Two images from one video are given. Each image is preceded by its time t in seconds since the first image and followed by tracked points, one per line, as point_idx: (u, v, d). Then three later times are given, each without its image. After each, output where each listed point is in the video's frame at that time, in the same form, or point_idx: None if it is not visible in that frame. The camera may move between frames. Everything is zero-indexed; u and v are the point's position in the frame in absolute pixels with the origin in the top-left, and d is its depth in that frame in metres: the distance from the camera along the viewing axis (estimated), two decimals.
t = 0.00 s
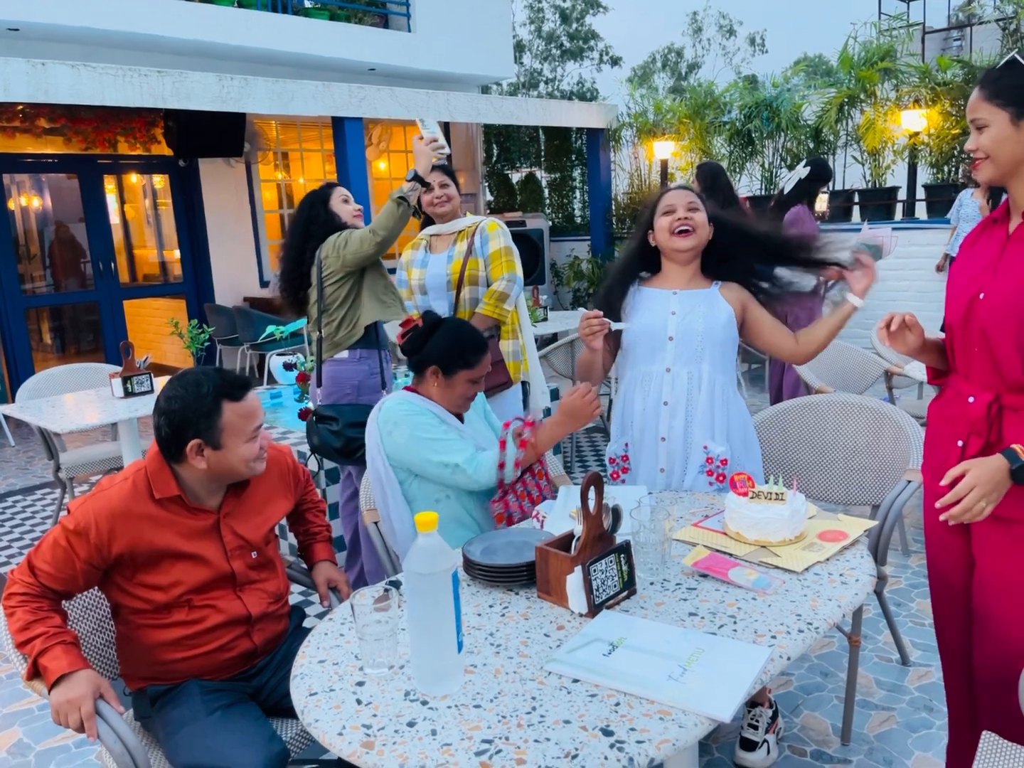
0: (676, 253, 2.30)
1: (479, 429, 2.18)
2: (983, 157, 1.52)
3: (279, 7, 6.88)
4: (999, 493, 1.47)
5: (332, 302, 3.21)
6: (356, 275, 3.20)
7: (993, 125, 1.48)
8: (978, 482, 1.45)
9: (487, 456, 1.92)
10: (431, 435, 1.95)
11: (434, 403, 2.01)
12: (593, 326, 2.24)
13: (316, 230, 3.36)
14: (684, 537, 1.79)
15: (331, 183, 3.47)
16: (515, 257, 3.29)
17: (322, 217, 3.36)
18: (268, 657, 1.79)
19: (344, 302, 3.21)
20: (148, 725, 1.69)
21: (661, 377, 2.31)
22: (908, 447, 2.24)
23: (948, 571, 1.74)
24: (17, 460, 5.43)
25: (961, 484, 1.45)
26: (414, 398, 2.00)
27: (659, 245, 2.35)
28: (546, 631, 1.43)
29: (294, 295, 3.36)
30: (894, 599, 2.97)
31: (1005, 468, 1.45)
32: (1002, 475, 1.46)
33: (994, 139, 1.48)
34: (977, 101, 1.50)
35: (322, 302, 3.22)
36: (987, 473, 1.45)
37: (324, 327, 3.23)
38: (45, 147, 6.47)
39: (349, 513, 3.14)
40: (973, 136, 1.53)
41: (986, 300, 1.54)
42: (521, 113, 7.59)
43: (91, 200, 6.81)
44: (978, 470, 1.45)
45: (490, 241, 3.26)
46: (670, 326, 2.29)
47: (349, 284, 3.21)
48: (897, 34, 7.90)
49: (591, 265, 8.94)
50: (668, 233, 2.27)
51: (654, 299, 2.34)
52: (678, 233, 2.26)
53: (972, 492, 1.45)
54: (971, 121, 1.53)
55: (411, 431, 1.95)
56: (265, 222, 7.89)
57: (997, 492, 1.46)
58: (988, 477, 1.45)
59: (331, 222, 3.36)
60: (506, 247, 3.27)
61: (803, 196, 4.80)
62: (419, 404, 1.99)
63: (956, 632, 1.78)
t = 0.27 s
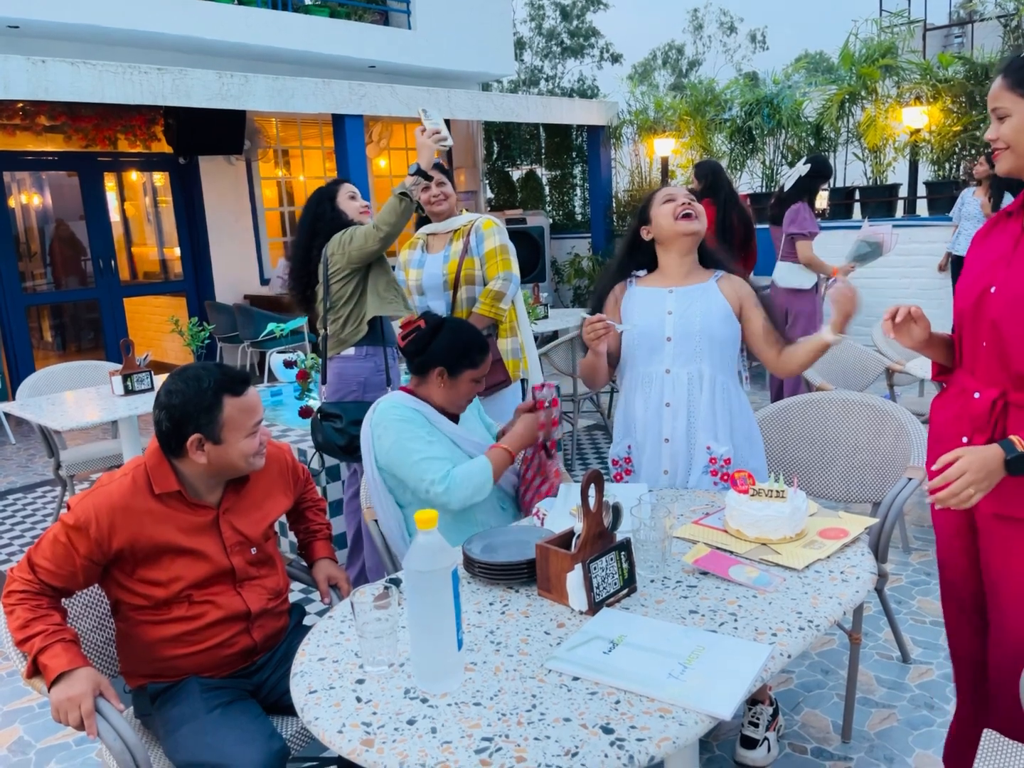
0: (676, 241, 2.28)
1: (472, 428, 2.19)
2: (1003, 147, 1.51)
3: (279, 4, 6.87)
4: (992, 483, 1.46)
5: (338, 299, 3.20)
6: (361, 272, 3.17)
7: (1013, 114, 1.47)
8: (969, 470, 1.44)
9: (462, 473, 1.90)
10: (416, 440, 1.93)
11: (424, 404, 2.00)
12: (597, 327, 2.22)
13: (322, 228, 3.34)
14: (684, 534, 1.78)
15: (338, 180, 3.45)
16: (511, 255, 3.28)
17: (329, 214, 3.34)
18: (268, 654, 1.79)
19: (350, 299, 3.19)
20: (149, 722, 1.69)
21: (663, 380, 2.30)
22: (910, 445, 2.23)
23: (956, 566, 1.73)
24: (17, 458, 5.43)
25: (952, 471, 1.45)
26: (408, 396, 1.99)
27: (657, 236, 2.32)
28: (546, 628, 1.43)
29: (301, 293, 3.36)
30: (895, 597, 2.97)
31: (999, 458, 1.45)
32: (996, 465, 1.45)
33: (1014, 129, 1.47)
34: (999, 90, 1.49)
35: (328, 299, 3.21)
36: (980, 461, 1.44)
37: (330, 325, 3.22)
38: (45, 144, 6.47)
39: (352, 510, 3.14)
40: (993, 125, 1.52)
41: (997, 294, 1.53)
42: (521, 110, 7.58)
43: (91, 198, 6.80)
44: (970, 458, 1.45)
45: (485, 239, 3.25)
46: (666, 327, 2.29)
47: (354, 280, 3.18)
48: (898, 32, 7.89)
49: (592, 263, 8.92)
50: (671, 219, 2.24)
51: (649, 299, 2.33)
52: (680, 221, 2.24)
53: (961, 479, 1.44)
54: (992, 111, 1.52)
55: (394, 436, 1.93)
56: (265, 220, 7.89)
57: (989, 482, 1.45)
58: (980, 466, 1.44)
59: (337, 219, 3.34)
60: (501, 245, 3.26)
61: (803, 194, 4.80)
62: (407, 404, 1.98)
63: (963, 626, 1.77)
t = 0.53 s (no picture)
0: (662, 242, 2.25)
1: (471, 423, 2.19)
2: (1015, 142, 1.50)
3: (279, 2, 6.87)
4: (1000, 484, 1.46)
5: (345, 297, 3.19)
6: (367, 270, 3.15)
7: None
8: (976, 473, 1.44)
9: (459, 484, 1.88)
10: (413, 448, 1.92)
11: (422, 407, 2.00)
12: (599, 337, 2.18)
13: (329, 226, 3.32)
14: (685, 532, 1.78)
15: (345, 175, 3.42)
16: (509, 250, 3.28)
17: (336, 212, 3.32)
18: (269, 652, 1.79)
19: (356, 298, 3.19)
20: (148, 720, 1.68)
21: (661, 385, 2.29)
22: (911, 443, 2.23)
23: (967, 564, 1.74)
24: (18, 456, 5.43)
25: (959, 474, 1.44)
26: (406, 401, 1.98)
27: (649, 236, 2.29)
28: (547, 626, 1.42)
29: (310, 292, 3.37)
30: (896, 594, 2.97)
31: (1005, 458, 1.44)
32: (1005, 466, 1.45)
33: None
34: (1012, 85, 1.49)
35: (336, 298, 3.21)
36: (988, 461, 1.44)
37: (337, 323, 3.23)
38: (45, 142, 6.47)
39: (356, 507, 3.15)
40: (1006, 120, 1.52)
41: (1009, 293, 1.52)
42: (522, 107, 7.57)
43: (91, 196, 6.80)
44: (976, 460, 1.44)
45: (483, 236, 3.25)
46: (660, 330, 2.28)
47: (361, 279, 3.17)
48: (899, 28, 7.85)
49: (593, 260, 8.91)
50: (656, 223, 2.22)
51: (646, 301, 2.33)
52: (664, 223, 2.20)
53: (969, 482, 1.43)
54: (1004, 106, 1.52)
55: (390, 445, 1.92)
56: (266, 217, 7.88)
57: (995, 484, 1.45)
58: (987, 468, 1.44)
59: (344, 217, 3.32)
60: (499, 241, 3.26)
61: (804, 191, 4.79)
62: (403, 409, 1.97)
63: (970, 623, 1.78)
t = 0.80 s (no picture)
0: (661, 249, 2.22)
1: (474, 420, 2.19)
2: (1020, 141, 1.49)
3: None
4: (997, 481, 1.46)
5: (356, 295, 3.21)
6: (376, 269, 3.14)
7: None
8: (970, 469, 1.44)
9: (481, 490, 1.93)
10: (428, 455, 1.93)
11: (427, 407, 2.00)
12: (593, 336, 2.19)
13: (341, 225, 3.35)
14: (686, 529, 1.78)
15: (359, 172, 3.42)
16: (512, 246, 3.30)
17: (347, 211, 3.34)
18: (270, 649, 1.79)
19: (365, 297, 3.19)
20: (149, 717, 1.68)
21: (661, 383, 2.29)
22: (913, 440, 2.22)
23: (973, 562, 1.73)
24: (19, 453, 5.43)
25: (952, 469, 1.45)
26: (415, 407, 1.96)
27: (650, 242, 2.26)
28: (547, 623, 1.42)
29: (324, 290, 3.42)
30: (896, 591, 2.97)
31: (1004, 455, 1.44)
32: (1004, 463, 1.44)
33: None
34: (1015, 84, 1.49)
35: (347, 295, 3.23)
36: (984, 458, 1.44)
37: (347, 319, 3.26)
38: (45, 140, 6.46)
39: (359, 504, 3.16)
40: (1010, 120, 1.51)
41: (1014, 292, 1.52)
42: (523, 104, 7.56)
43: (91, 193, 6.80)
44: (971, 457, 1.45)
45: (486, 233, 3.27)
46: (659, 328, 2.27)
47: (371, 278, 3.16)
48: (901, 24, 7.85)
49: (594, 257, 8.90)
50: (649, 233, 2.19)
51: (650, 299, 2.32)
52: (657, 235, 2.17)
53: (962, 477, 1.44)
54: (1009, 105, 1.52)
55: (412, 459, 1.92)
56: (266, 215, 7.87)
57: (990, 480, 1.45)
58: (982, 465, 1.44)
59: (356, 216, 3.33)
60: (503, 237, 3.28)
61: (805, 188, 4.78)
62: (415, 416, 1.95)
63: (971, 620, 1.78)
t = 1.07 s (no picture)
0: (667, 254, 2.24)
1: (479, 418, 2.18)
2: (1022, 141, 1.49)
3: None
4: (996, 476, 1.46)
5: (364, 290, 3.22)
6: (385, 265, 3.14)
7: None
8: (968, 464, 1.44)
9: (498, 490, 1.93)
10: (443, 456, 1.92)
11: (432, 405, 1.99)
12: (602, 344, 2.22)
13: (356, 221, 3.37)
14: (686, 526, 1.78)
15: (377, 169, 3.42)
16: (512, 238, 3.36)
17: (360, 208, 3.35)
18: (270, 647, 1.79)
19: (374, 292, 3.19)
20: (150, 715, 1.69)
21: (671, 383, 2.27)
22: (914, 437, 2.22)
23: (975, 560, 1.73)
24: (19, 451, 5.43)
25: (951, 463, 1.45)
26: (426, 408, 1.95)
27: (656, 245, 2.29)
28: (547, 621, 1.42)
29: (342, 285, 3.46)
30: (897, 589, 2.97)
31: (1004, 451, 1.44)
32: (1006, 459, 1.44)
33: None
34: (1016, 82, 1.48)
35: (358, 290, 3.25)
36: (981, 454, 1.44)
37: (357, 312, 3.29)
38: (45, 138, 6.45)
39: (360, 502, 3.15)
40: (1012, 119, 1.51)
41: (1017, 289, 1.52)
42: (523, 101, 7.54)
43: (91, 191, 6.79)
44: (971, 452, 1.44)
45: (485, 226, 3.28)
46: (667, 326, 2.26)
47: (379, 274, 3.16)
48: (902, 21, 7.84)
49: (594, 255, 8.89)
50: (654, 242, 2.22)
51: (658, 296, 2.30)
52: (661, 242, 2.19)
53: (961, 471, 1.44)
54: (1011, 103, 1.51)
55: (428, 462, 1.91)
56: (266, 213, 7.86)
57: (989, 476, 1.44)
58: (982, 461, 1.44)
59: (369, 212, 3.34)
60: (502, 229, 3.32)
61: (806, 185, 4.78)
62: (427, 417, 1.94)
63: (970, 617, 1.78)
